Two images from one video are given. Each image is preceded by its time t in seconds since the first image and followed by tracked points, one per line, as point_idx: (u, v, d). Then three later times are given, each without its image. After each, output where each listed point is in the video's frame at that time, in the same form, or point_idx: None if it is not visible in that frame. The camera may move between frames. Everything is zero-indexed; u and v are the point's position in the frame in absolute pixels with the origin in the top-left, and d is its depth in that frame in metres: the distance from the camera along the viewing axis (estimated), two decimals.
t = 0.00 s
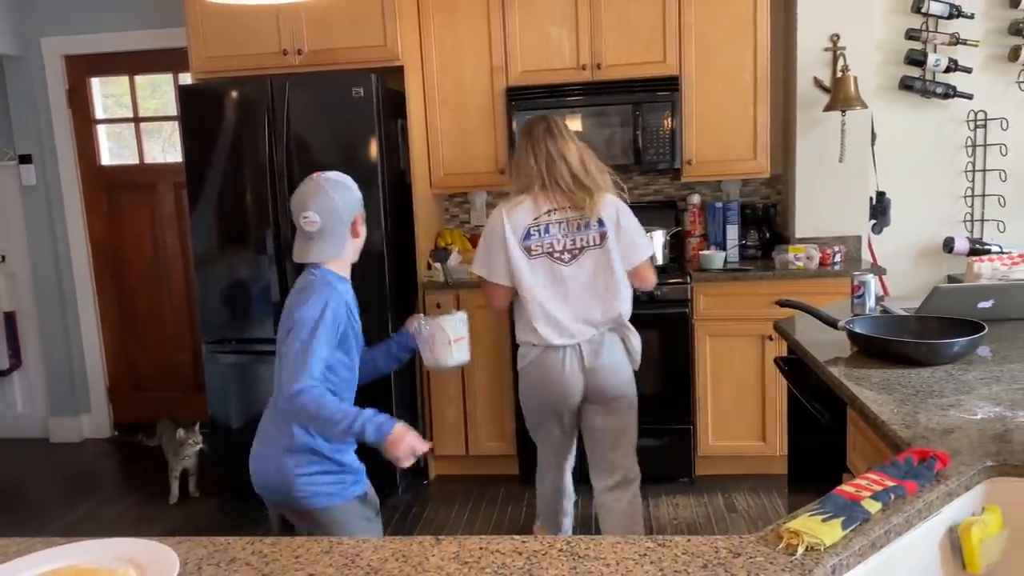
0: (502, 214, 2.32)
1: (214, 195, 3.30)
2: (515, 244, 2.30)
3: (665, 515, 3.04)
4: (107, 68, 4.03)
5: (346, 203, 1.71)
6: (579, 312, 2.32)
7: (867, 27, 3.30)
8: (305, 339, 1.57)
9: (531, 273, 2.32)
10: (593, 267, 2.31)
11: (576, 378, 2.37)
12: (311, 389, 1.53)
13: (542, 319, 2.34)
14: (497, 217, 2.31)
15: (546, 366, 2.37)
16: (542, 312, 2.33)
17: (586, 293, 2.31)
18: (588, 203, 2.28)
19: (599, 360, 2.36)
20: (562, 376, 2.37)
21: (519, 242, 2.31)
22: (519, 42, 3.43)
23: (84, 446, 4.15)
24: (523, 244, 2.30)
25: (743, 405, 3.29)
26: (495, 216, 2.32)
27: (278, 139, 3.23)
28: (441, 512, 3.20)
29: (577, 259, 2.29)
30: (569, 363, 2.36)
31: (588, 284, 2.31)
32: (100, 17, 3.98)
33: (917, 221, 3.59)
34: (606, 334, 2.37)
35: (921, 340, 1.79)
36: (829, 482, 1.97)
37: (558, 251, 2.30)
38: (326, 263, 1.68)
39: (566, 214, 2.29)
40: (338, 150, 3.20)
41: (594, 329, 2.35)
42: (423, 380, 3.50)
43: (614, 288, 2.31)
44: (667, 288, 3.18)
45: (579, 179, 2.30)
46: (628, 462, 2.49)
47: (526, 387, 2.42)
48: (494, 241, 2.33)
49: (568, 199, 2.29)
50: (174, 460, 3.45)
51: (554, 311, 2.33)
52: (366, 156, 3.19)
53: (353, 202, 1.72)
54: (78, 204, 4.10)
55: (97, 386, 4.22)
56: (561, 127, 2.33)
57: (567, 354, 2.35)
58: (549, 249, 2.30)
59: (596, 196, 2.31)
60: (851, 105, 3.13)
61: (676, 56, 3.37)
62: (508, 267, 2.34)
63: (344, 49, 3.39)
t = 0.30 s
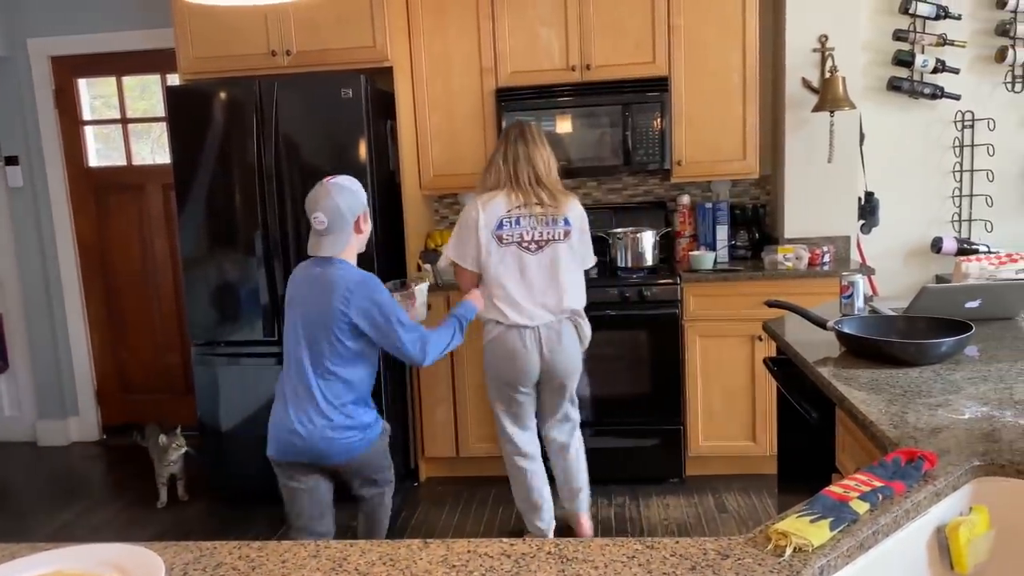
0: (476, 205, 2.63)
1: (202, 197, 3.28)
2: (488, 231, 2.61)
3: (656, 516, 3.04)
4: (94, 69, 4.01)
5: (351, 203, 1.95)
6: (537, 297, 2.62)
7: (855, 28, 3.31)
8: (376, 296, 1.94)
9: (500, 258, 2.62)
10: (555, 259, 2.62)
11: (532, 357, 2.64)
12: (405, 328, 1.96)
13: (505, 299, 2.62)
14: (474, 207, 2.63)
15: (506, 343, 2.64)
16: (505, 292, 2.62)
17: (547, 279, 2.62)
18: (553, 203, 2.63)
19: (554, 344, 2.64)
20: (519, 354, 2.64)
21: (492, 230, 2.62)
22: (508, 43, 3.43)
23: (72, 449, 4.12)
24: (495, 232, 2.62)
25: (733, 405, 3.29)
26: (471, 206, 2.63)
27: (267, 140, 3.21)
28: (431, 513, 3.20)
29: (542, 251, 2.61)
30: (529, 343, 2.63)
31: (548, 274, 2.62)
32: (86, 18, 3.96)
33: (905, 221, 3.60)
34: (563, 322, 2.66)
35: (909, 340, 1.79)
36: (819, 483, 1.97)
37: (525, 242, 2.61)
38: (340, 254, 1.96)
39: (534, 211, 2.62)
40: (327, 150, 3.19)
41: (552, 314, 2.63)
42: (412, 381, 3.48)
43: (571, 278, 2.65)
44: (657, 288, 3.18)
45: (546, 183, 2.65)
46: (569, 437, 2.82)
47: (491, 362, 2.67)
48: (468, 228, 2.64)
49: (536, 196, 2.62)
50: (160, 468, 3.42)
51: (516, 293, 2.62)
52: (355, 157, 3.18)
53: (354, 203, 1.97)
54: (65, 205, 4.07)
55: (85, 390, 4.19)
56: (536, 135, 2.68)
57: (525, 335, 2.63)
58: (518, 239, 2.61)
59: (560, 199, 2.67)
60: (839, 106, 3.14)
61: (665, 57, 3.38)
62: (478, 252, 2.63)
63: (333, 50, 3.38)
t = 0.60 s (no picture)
0: (445, 208, 2.89)
1: (194, 198, 3.27)
2: (454, 234, 2.86)
3: (650, 516, 3.04)
4: (85, 70, 3.99)
5: (324, 206, 2.32)
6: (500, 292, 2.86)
7: (847, 29, 3.32)
8: (362, 284, 2.27)
9: (465, 257, 2.87)
10: (514, 257, 2.83)
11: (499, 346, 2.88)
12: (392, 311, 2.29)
13: (471, 296, 2.88)
14: (442, 212, 2.88)
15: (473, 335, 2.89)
16: (473, 289, 2.88)
17: (509, 276, 2.84)
18: (512, 205, 2.81)
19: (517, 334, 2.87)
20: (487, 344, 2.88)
21: (457, 232, 2.86)
22: (501, 45, 3.43)
23: (63, 452, 4.10)
24: (459, 234, 2.86)
25: (726, 405, 3.30)
26: (441, 210, 2.89)
27: (260, 142, 3.20)
28: (425, 514, 3.19)
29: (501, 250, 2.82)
30: (494, 335, 2.87)
31: (509, 271, 2.84)
32: (77, 19, 3.94)
33: (897, 221, 3.62)
34: (528, 314, 2.89)
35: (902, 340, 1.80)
36: (812, 482, 1.98)
37: (487, 242, 2.83)
38: (326, 246, 2.36)
39: (493, 213, 2.82)
40: (320, 152, 3.18)
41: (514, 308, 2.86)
42: (406, 383, 3.47)
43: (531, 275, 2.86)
44: (650, 289, 3.18)
45: (506, 185, 2.82)
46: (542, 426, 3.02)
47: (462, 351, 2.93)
48: (439, 231, 2.91)
49: (494, 200, 2.81)
50: (150, 469, 3.41)
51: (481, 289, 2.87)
52: (348, 158, 3.17)
53: (331, 204, 2.32)
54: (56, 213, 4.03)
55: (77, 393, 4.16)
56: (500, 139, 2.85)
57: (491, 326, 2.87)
58: (479, 239, 2.84)
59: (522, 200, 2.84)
60: (831, 107, 3.15)
61: (658, 59, 3.38)
62: (450, 250, 2.91)
63: (326, 51, 3.37)
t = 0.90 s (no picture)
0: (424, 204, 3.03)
1: (197, 199, 3.27)
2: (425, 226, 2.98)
3: (652, 518, 3.03)
4: (87, 71, 3.99)
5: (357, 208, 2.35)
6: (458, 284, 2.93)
7: (849, 30, 3.31)
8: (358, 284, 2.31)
9: (433, 249, 2.98)
10: (475, 250, 2.91)
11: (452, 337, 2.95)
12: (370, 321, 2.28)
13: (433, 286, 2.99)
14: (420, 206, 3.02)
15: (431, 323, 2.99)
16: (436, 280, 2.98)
17: (467, 269, 2.93)
18: (475, 199, 2.89)
19: (467, 327, 2.92)
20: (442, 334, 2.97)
21: (428, 226, 2.98)
22: (504, 46, 3.42)
23: (65, 453, 4.09)
24: (429, 227, 2.97)
25: (729, 407, 3.29)
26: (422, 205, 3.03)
27: (262, 143, 3.20)
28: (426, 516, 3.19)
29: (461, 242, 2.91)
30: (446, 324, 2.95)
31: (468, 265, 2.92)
32: (79, 19, 3.94)
33: (900, 222, 3.61)
34: (478, 309, 2.92)
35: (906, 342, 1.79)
36: (816, 485, 1.97)
37: (452, 234, 2.92)
38: (356, 249, 2.39)
39: (458, 207, 2.91)
40: (322, 152, 3.17)
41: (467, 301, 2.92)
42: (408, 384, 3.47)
43: (490, 269, 2.92)
44: (653, 291, 3.18)
45: (473, 181, 2.89)
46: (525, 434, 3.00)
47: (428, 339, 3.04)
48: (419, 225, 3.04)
49: (457, 194, 2.91)
50: (152, 470, 3.40)
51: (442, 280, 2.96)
52: (351, 158, 3.17)
53: (360, 207, 2.35)
54: (58, 212, 4.04)
55: (79, 394, 4.16)
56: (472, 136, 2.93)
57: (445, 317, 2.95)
58: (445, 232, 2.93)
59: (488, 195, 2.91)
60: (834, 108, 3.15)
61: (661, 60, 3.38)
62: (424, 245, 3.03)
63: (328, 52, 3.37)
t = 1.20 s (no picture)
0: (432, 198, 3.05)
1: (200, 198, 3.26)
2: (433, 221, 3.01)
3: (655, 520, 3.02)
4: (91, 70, 3.99)
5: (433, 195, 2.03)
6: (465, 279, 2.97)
7: (855, 29, 3.30)
8: (462, 268, 1.93)
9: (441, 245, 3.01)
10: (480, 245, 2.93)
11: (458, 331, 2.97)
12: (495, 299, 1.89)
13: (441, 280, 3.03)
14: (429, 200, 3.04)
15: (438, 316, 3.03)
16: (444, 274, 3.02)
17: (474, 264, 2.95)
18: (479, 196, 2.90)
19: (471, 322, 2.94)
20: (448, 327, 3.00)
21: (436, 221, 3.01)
22: (508, 46, 3.41)
23: (68, 453, 4.09)
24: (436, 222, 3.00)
25: (733, 408, 3.28)
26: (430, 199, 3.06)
27: (265, 142, 3.19)
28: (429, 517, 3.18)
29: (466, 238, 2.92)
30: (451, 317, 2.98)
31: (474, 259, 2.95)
32: (83, 18, 3.93)
33: (905, 222, 3.60)
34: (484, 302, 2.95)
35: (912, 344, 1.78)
36: (822, 488, 1.96)
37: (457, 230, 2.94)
38: (429, 241, 2.05)
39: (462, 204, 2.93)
40: (325, 151, 3.17)
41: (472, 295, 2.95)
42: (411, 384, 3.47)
43: (496, 263, 2.94)
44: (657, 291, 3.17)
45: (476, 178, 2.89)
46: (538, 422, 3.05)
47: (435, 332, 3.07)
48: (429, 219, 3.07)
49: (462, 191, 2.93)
50: (154, 470, 3.40)
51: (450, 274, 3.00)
52: (355, 157, 3.16)
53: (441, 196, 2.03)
54: (61, 210, 4.04)
55: (82, 394, 4.16)
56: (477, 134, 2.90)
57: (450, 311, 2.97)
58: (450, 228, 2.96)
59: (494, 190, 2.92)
60: (839, 108, 3.13)
61: (666, 60, 3.36)
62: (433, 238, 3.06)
63: (332, 51, 3.36)
